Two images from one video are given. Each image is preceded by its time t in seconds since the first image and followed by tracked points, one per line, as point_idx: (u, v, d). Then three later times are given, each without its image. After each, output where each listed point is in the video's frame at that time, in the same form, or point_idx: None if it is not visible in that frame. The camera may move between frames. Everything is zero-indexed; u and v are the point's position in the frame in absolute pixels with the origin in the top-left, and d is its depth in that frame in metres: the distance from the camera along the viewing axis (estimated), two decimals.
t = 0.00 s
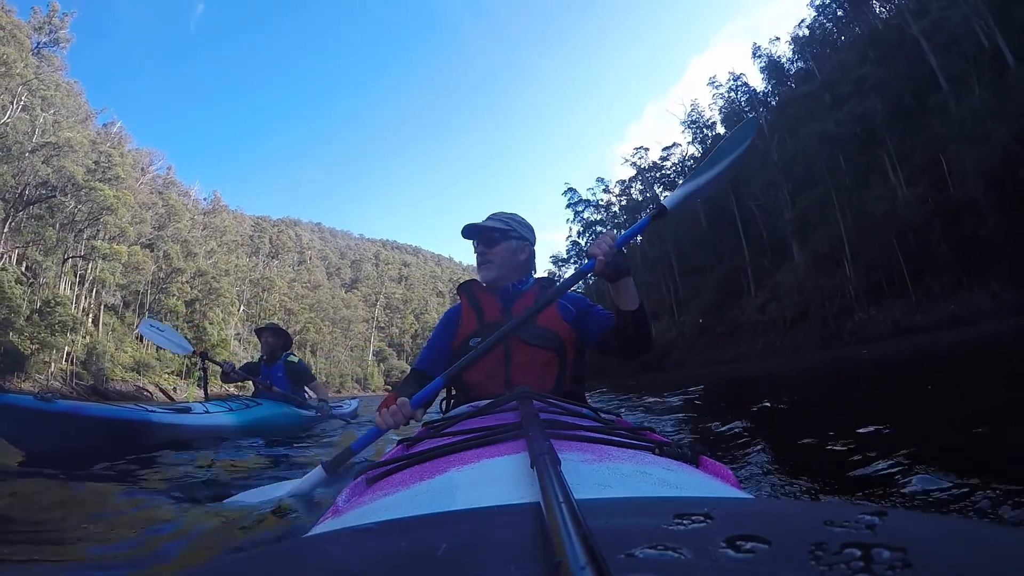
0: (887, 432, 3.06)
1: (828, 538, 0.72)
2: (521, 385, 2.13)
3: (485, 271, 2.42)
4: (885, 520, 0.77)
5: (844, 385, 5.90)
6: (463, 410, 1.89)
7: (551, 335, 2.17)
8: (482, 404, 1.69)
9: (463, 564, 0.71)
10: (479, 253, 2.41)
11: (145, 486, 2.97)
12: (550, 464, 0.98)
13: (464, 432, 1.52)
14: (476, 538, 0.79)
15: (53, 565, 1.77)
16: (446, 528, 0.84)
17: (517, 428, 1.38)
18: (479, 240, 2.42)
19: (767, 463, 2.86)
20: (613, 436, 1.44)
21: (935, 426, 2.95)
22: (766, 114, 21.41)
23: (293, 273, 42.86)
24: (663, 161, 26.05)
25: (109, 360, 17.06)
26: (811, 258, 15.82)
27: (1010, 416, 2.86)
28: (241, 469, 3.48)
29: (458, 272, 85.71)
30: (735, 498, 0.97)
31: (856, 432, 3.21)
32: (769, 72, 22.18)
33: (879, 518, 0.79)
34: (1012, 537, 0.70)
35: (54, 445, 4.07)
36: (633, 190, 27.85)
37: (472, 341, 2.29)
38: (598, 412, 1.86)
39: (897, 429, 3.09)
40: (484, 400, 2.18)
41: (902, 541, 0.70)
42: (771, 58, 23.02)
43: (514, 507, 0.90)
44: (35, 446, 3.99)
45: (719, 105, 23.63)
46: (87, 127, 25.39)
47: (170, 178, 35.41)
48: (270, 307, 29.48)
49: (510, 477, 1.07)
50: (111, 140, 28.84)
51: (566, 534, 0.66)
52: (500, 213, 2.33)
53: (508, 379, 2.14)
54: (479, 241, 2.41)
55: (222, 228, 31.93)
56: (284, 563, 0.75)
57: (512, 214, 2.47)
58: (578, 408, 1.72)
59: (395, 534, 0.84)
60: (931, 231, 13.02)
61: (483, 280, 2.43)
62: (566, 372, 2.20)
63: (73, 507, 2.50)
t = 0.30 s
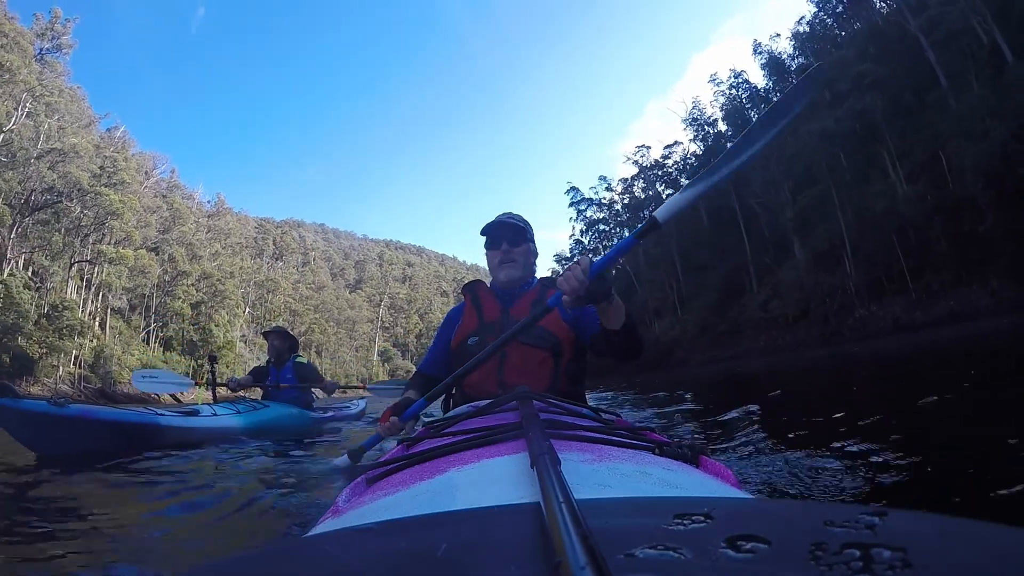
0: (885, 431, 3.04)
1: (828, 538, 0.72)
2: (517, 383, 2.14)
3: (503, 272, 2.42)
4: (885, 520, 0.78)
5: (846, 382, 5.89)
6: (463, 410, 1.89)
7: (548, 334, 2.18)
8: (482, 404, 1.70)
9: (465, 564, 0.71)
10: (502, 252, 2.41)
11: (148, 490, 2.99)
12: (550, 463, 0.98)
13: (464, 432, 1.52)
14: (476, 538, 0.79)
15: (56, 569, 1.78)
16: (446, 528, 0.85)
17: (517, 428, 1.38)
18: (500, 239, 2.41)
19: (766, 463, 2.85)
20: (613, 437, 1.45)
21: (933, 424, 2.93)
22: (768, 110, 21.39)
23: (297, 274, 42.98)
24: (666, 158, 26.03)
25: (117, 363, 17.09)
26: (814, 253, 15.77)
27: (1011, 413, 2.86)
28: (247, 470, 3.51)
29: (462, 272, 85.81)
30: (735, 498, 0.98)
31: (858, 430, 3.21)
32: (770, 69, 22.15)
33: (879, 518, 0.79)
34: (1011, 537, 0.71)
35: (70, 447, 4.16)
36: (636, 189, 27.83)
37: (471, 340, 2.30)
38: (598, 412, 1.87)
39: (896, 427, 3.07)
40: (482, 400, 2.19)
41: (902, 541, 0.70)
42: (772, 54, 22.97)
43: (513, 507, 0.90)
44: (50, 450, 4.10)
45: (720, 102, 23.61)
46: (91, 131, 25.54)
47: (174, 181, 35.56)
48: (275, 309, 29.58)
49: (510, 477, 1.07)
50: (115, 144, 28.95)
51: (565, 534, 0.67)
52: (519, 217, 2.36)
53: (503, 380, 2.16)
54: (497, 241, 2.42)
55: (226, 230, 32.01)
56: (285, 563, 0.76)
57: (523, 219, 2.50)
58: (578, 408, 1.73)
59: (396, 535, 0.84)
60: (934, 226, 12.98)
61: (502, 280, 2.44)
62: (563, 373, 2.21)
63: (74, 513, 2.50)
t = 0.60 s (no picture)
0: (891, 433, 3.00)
1: (828, 538, 0.73)
2: (512, 383, 2.14)
3: (507, 272, 2.42)
4: (886, 520, 0.78)
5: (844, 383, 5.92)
6: (463, 410, 1.91)
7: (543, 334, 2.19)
8: (483, 405, 1.71)
9: (466, 563, 0.73)
10: (505, 252, 2.41)
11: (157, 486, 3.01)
12: (550, 463, 0.99)
13: (464, 432, 1.53)
14: (477, 538, 0.80)
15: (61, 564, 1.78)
16: (446, 528, 0.85)
17: (517, 428, 1.39)
18: (502, 239, 2.41)
19: (768, 463, 2.85)
20: (612, 436, 1.46)
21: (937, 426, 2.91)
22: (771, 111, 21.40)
23: (300, 273, 43.07)
24: (668, 160, 26.04)
25: (121, 362, 17.10)
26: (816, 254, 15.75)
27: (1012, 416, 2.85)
28: (253, 467, 3.54)
29: (465, 272, 85.91)
30: (736, 498, 0.98)
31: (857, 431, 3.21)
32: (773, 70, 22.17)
33: (880, 518, 0.80)
34: (1013, 538, 0.71)
35: (83, 444, 4.23)
36: (639, 189, 27.84)
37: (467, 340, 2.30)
38: (598, 412, 1.87)
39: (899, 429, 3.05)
40: (479, 399, 2.20)
41: (902, 541, 0.71)
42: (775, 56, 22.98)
43: (514, 507, 0.91)
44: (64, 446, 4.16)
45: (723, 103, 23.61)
46: (97, 132, 25.64)
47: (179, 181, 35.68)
48: (278, 308, 29.65)
49: (510, 477, 1.08)
50: (120, 144, 29.04)
51: (566, 534, 0.67)
52: (523, 226, 2.40)
53: (498, 378, 2.16)
54: (499, 247, 2.41)
55: (230, 230, 32.10)
56: (285, 563, 0.77)
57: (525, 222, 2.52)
58: (578, 409, 1.74)
59: (396, 535, 0.85)
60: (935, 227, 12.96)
61: (506, 280, 2.44)
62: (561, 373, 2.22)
63: (85, 509, 2.51)
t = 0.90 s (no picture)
0: (885, 433, 3.03)
1: (828, 538, 0.73)
2: (513, 383, 2.14)
3: (507, 269, 2.43)
4: (885, 520, 0.79)
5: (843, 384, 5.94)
6: (463, 410, 1.91)
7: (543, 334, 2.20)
8: (482, 405, 1.71)
9: (467, 561, 0.74)
10: (504, 250, 2.41)
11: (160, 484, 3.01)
12: (550, 464, 1.00)
13: (464, 432, 1.54)
14: (477, 538, 0.81)
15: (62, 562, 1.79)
16: (446, 528, 0.86)
17: (517, 428, 1.40)
18: (501, 237, 2.42)
19: (768, 464, 2.85)
20: (613, 437, 1.46)
21: (932, 427, 2.94)
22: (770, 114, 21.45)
23: (301, 274, 43.08)
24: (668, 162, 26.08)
25: (122, 363, 17.05)
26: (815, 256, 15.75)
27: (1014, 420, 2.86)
28: (253, 466, 3.54)
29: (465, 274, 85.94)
30: (736, 498, 0.99)
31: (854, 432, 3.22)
32: (772, 73, 22.24)
33: (879, 518, 0.81)
34: (1011, 538, 0.72)
35: (92, 443, 4.34)
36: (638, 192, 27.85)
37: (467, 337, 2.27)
38: (597, 413, 1.88)
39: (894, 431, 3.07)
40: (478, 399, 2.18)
41: (901, 542, 0.71)
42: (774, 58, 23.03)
43: (514, 507, 0.92)
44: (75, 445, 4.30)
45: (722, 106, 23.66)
46: (98, 133, 25.67)
47: (179, 181, 35.73)
48: (279, 309, 29.65)
49: (510, 477, 1.09)
50: (121, 145, 29.04)
51: (567, 534, 0.68)
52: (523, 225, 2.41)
53: (497, 378, 2.15)
54: (498, 242, 2.43)
55: (231, 231, 32.11)
56: (287, 562, 0.78)
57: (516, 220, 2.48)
58: (578, 409, 1.74)
59: (395, 534, 0.86)
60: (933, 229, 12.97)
61: (507, 277, 2.45)
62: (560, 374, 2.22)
63: (86, 507, 2.51)
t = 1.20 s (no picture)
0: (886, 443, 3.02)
1: (828, 539, 0.74)
2: (516, 383, 2.13)
3: (513, 268, 2.44)
4: (884, 519, 0.80)
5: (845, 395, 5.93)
6: (463, 410, 1.91)
7: (547, 335, 2.19)
8: (483, 405, 1.72)
9: (468, 560, 0.74)
10: (509, 249, 2.42)
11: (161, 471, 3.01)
12: (550, 463, 1.00)
13: (464, 431, 1.54)
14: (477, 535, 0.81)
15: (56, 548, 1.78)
16: (445, 527, 0.87)
17: (517, 428, 1.40)
18: (506, 237, 2.42)
19: (769, 465, 2.84)
20: (613, 437, 1.46)
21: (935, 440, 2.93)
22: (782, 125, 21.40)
23: (307, 266, 43.24)
24: (678, 169, 26.04)
25: (127, 346, 17.13)
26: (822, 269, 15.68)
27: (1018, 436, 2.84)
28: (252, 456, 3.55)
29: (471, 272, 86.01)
30: (736, 499, 0.99)
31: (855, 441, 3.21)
32: (786, 85, 22.19)
33: (879, 518, 0.81)
34: (1011, 539, 0.72)
35: (103, 423, 4.40)
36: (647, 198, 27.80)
37: (471, 336, 2.24)
38: (599, 413, 1.88)
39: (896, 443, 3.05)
40: (476, 399, 2.16)
41: (902, 542, 0.72)
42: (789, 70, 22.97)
43: (515, 507, 0.92)
44: (83, 420, 4.37)
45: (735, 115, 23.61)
46: (113, 117, 25.88)
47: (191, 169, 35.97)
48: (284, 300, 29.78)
49: (510, 477, 1.10)
50: (134, 130, 29.24)
51: (568, 532, 0.68)
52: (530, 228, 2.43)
53: (500, 379, 2.14)
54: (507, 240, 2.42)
55: (240, 220, 32.28)
56: (287, 560, 0.78)
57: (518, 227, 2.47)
58: (579, 409, 1.74)
59: (395, 534, 0.86)
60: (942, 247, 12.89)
61: (511, 277, 2.45)
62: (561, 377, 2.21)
63: (85, 490, 2.52)
